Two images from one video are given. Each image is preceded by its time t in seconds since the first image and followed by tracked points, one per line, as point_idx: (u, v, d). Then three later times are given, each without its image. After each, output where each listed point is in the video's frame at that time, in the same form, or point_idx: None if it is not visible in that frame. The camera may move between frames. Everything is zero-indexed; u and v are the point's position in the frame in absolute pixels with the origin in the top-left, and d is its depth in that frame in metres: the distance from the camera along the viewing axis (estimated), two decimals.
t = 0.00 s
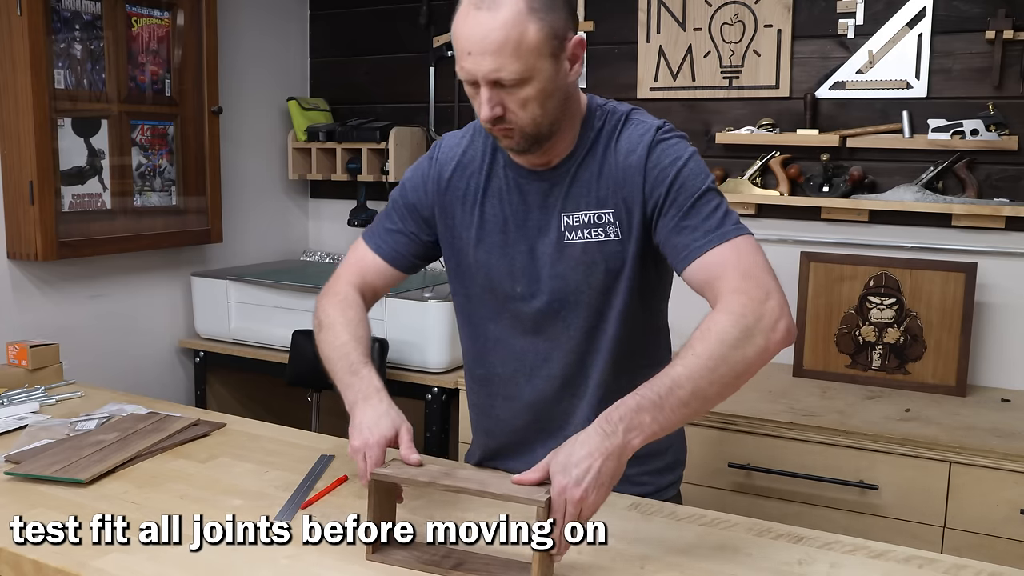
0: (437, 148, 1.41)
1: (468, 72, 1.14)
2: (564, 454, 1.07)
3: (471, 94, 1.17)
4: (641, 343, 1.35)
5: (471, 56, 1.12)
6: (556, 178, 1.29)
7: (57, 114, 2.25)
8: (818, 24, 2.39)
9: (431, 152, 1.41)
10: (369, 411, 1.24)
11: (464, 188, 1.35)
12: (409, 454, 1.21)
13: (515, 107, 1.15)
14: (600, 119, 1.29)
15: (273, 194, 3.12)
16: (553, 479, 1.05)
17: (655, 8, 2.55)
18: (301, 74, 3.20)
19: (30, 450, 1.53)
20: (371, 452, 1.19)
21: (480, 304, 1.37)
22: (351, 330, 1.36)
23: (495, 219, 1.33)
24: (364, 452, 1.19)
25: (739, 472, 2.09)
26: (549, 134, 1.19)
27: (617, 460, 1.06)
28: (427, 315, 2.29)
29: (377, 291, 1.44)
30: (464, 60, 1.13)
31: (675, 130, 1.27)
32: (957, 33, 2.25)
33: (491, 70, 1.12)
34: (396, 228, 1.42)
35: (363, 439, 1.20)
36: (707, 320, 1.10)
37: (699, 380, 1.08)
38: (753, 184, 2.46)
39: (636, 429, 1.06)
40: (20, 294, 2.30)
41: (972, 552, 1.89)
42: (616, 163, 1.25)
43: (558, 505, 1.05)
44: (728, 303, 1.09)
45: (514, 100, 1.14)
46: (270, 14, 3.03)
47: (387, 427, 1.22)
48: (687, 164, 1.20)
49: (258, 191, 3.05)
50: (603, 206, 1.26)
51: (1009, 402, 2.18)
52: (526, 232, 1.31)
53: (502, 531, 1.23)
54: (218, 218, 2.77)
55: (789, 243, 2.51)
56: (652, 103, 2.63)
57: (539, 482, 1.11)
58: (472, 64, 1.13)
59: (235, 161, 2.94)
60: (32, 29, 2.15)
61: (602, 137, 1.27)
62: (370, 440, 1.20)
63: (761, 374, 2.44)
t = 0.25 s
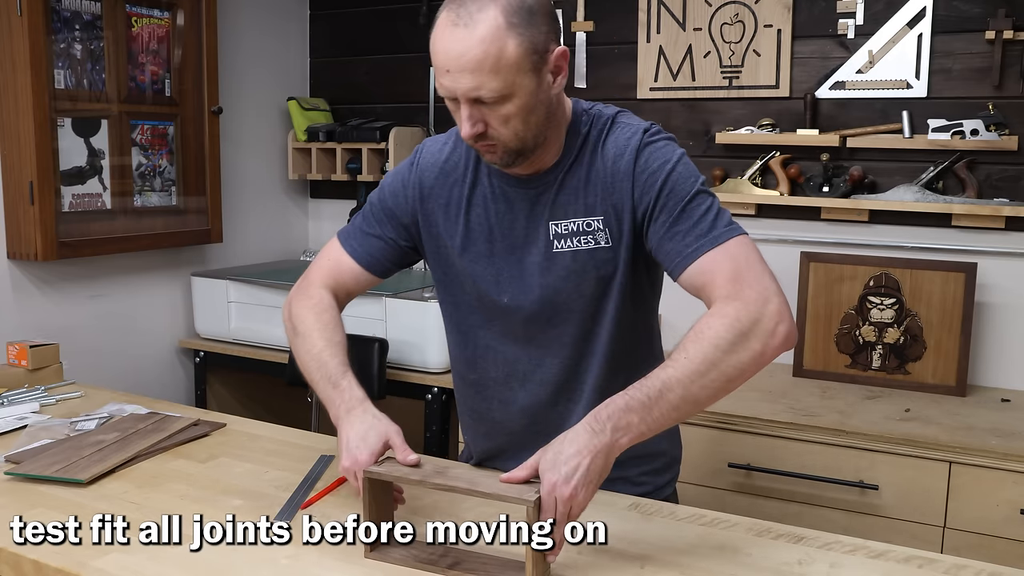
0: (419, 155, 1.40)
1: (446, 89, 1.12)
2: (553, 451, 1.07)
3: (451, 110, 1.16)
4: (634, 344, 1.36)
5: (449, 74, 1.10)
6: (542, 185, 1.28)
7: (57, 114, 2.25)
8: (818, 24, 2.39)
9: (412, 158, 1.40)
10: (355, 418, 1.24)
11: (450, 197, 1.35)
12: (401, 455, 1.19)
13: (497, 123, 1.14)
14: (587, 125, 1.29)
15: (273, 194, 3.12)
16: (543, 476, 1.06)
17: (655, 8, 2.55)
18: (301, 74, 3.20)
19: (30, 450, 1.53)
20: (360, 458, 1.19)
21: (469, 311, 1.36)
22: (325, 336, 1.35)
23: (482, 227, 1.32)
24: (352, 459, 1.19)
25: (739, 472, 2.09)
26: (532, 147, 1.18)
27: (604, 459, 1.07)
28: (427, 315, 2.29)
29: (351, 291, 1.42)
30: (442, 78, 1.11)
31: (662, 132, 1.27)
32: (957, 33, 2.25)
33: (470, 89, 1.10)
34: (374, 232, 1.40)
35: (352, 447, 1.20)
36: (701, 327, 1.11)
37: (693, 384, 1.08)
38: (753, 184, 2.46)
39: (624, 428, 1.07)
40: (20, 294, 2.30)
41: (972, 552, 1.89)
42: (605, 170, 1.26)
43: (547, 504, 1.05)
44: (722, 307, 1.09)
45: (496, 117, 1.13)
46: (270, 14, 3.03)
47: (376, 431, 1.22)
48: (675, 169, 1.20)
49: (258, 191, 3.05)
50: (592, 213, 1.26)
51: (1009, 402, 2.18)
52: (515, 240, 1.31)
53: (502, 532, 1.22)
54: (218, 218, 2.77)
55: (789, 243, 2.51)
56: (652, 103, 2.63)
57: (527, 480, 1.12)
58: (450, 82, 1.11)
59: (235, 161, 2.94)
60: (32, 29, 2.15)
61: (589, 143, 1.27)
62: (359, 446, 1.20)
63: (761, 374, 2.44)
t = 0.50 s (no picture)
0: (400, 163, 1.38)
1: (425, 107, 1.10)
2: (551, 450, 1.08)
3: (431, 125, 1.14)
4: (627, 348, 1.36)
5: (427, 92, 1.08)
6: (527, 193, 1.27)
7: (57, 114, 2.25)
8: (818, 24, 2.39)
9: (393, 166, 1.39)
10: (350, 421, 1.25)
11: (433, 206, 1.34)
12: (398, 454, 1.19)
13: (478, 139, 1.12)
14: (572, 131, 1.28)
15: (273, 195, 3.12)
16: (541, 474, 1.06)
17: (655, 8, 2.55)
18: (301, 74, 3.20)
19: (30, 450, 1.53)
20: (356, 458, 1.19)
21: (456, 321, 1.35)
22: (315, 344, 1.36)
23: (468, 236, 1.31)
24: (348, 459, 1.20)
25: (739, 472, 2.09)
26: (515, 160, 1.17)
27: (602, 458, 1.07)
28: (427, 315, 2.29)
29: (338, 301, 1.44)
30: (420, 95, 1.09)
31: (650, 138, 1.27)
32: (957, 33, 2.25)
33: (449, 107, 1.08)
34: (356, 242, 1.40)
35: (348, 448, 1.21)
36: (701, 330, 1.12)
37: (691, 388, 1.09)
38: (754, 184, 2.46)
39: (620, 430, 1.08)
40: (20, 294, 2.30)
41: (972, 552, 1.89)
42: (593, 178, 1.25)
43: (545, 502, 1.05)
44: (722, 314, 1.11)
45: (476, 133, 1.12)
46: (270, 15, 3.03)
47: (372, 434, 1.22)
48: (666, 177, 1.19)
49: (258, 191, 3.05)
50: (580, 222, 1.25)
51: (1009, 402, 2.18)
52: (500, 249, 1.29)
53: (502, 532, 1.22)
54: (218, 218, 2.77)
55: (789, 243, 2.51)
56: (652, 103, 2.63)
57: (524, 479, 1.11)
58: (429, 100, 1.09)
59: (235, 161, 2.94)
60: (32, 29, 2.15)
61: (574, 150, 1.26)
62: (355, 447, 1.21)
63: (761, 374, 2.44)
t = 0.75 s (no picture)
0: (392, 170, 1.39)
1: (411, 123, 1.10)
2: (550, 450, 1.07)
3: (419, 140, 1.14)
4: (623, 353, 1.36)
5: (412, 110, 1.08)
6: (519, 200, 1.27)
7: (57, 114, 2.25)
8: (818, 24, 2.39)
9: (385, 173, 1.39)
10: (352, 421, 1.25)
11: (426, 212, 1.34)
12: (399, 455, 1.19)
13: (467, 152, 1.13)
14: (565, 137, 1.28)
15: (273, 195, 3.13)
16: (540, 474, 1.06)
17: (655, 8, 2.55)
18: (301, 74, 3.20)
19: (30, 450, 1.53)
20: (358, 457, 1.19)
21: (450, 328, 1.35)
22: (315, 346, 1.37)
23: (460, 242, 1.31)
24: (349, 459, 1.20)
25: (739, 472, 2.09)
26: (505, 169, 1.18)
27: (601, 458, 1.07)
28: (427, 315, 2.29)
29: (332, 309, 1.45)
30: (406, 112, 1.10)
31: (645, 142, 1.27)
32: (957, 33, 2.25)
33: (435, 123, 1.08)
34: (349, 249, 1.41)
35: (350, 448, 1.21)
36: (701, 332, 1.12)
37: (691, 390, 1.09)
38: (754, 184, 2.46)
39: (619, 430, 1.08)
40: (20, 294, 2.30)
41: (972, 552, 1.89)
42: (586, 184, 1.25)
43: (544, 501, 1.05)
44: (721, 317, 1.11)
45: (464, 147, 1.12)
46: (270, 15, 3.03)
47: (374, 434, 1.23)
48: (659, 183, 1.19)
49: (258, 191, 3.05)
50: (574, 228, 1.25)
51: (1009, 402, 2.18)
52: (493, 256, 1.29)
53: (502, 532, 1.22)
54: (218, 218, 2.77)
55: (789, 244, 2.51)
56: (652, 103, 2.63)
57: (523, 480, 1.11)
58: (414, 117, 1.09)
59: (235, 161, 2.94)
60: (33, 29, 2.15)
61: (566, 155, 1.27)
62: (357, 446, 1.21)
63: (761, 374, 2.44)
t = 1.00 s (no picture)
0: (398, 163, 1.39)
1: (416, 122, 1.11)
2: (549, 451, 1.07)
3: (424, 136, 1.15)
4: (625, 349, 1.36)
5: (416, 109, 1.09)
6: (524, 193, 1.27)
7: (57, 114, 2.25)
8: (818, 24, 2.39)
9: (391, 166, 1.39)
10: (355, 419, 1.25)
11: (431, 205, 1.34)
12: (399, 454, 1.19)
13: (472, 150, 1.13)
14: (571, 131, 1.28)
15: (273, 195, 3.13)
16: (540, 474, 1.06)
17: (655, 8, 2.55)
18: (301, 74, 3.20)
19: (30, 450, 1.53)
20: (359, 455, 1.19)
21: (451, 322, 1.35)
22: (319, 343, 1.37)
23: (464, 236, 1.31)
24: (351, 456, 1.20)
25: (739, 472, 2.09)
26: (511, 165, 1.18)
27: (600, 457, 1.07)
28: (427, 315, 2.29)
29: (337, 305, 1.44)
30: (410, 111, 1.10)
31: (651, 139, 1.27)
32: (957, 33, 2.25)
33: (439, 122, 1.09)
34: (354, 242, 1.40)
35: (351, 446, 1.21)
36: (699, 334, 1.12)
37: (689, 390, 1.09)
38: (754, 184, 2.46)
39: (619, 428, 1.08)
40: (20, 295, 2.30)
41: (973, 552, 1.89)
42: (592, 180, 1.25)
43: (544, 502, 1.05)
44: (721, 317, 1.11)
45: (470, 144, 1.12)
46: (270, 14, 3.03)
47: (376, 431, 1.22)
48: (665, 180, 1.19)
49: (258, 191, 3.05)
50: (578, 223, 1.25)
51: (1009, 402, 2.18)
52: (496, 250, 1.29)
53: (502, 532, 1.22)
54: (218, 218, 2.77)
55: (789, 244, 2.51)
56: (652, 103, 2.63)
57: (522, 480, 1.11)
58: (419, 116, 1.09)
59: (235, 161, 2.94)
60: (33, 29, 2.15)
61: (572, 150, 1.26)
62: (359, 443, 1.21)
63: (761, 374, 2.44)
